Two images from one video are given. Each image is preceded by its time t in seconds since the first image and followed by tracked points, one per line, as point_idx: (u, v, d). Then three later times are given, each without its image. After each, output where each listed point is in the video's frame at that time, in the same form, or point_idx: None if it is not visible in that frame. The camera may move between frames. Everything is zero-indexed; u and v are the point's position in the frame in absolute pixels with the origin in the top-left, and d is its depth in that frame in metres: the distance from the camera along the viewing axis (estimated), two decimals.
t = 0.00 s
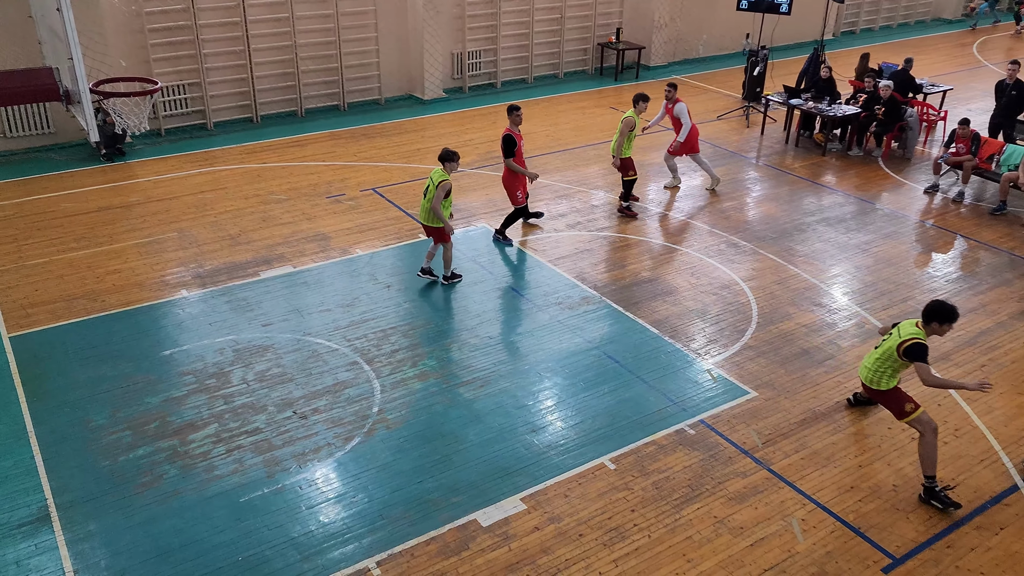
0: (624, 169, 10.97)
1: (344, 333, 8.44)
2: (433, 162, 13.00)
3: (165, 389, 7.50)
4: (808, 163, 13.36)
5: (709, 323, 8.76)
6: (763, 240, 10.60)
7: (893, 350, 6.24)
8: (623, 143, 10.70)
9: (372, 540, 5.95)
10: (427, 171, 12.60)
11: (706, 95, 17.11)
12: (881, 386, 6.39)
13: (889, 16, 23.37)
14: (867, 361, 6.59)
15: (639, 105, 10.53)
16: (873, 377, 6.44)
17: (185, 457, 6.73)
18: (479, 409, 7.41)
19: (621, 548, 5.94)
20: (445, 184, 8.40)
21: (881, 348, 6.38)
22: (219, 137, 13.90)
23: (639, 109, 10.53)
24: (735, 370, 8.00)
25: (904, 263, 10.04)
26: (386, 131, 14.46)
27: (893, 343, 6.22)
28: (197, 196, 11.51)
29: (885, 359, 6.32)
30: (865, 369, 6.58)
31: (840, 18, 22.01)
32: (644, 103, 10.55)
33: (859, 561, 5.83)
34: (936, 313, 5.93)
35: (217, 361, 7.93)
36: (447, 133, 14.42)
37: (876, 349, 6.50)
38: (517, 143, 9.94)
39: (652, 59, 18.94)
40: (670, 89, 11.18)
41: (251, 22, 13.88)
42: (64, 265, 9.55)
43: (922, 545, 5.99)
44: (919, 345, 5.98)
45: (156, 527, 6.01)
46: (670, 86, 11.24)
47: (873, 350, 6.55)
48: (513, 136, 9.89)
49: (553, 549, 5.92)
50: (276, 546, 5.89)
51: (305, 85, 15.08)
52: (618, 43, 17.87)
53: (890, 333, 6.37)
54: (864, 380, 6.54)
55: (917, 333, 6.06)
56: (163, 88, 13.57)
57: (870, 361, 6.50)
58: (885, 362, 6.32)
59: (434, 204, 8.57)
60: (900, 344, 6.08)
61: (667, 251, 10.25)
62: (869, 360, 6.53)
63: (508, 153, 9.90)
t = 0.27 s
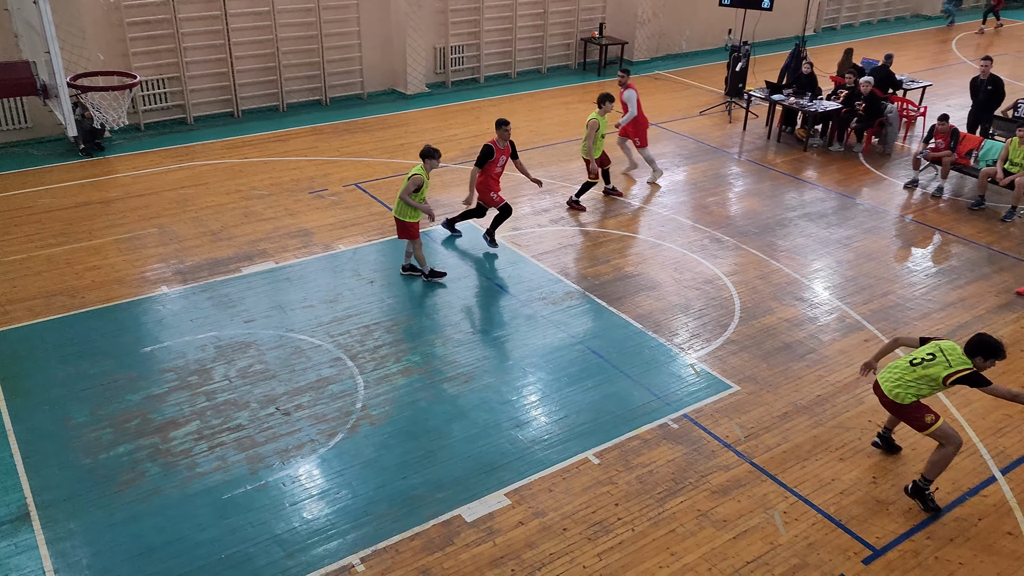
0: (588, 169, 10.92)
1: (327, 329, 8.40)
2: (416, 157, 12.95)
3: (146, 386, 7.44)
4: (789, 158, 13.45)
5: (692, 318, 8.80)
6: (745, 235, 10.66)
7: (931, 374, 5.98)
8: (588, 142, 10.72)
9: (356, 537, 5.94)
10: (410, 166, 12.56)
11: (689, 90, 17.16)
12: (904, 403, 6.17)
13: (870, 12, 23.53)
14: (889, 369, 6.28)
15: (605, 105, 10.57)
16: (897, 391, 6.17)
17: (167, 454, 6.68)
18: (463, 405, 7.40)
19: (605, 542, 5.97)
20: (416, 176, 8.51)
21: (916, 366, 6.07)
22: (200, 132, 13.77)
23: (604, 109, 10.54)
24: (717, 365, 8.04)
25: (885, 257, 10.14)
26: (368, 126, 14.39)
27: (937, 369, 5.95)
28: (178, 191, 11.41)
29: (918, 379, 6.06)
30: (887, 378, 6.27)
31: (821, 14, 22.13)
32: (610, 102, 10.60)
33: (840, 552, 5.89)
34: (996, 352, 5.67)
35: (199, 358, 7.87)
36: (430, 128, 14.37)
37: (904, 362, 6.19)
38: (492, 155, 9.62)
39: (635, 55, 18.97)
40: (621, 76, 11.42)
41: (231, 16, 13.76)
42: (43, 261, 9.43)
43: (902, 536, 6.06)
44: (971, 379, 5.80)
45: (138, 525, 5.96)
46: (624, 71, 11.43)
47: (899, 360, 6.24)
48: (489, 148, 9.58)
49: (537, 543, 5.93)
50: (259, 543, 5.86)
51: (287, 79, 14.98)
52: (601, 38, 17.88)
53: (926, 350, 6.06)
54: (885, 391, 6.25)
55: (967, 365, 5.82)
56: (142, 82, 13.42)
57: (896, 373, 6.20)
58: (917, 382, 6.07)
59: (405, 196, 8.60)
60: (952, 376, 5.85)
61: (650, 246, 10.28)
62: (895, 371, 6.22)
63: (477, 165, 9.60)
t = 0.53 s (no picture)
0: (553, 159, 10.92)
1: (309, 325, 8.36)
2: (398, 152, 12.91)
3: (125, 384, 7.37)
4: (770, 153, 13.53)
5: (674, 313, 8.84)
6: (726, 230, 10.71)
7: (948, 404, 5.84)
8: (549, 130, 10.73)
9: (339, 533, 5.92)
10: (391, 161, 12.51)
11: (670, 85, 17.21)
12: (918, 429, 5.96)
13: (848, 9, 23.70)
14: (902, 392, 6.10)
15: (564, 93, 10.57)
16: (910, 415, 5.98)
17: (147, 452, 6.62)
18: (446, 400, 7.39)
19: (588, 536, 5.99)
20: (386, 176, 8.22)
21: (934, 392, 5.93)
22: (178, 126, 13.64)
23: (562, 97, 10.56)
24: (699, 359, 8.09)
25: (864, 252, 10.23)
26: (349, 121, 14.32)
27: (955, 400, 5.83)
28: (156, 187, 11.30)
29: (934, 406, 5.90)
30: (901, 399, 6.06)
31: (801, 10, 22.26)
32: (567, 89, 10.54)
33: (821, 544, 5.95)
34: (1012, 390, 5.66)
35: (179, 355, 7.80)
36: (411, 123, 14.32)
37: (920, 386, 6.05)
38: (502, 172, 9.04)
39: (616, 50, 19.00)
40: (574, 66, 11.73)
41: (210, 10, 13.64)
42: (19, 258, 9.31)
43: (881, 528, 6.13)
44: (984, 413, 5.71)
45: (118, 523, 5.91)
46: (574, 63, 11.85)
47: (914, 385, 6.09)
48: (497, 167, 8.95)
49: (520, 538, 5.94)
50: (241, 540, 5.83)
51: (267, 74, 14.87)
52: (582, 34, 17.89)
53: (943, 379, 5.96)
54: (899, 412, 6.03)
55: (983, 399, 5.75)
56: (119, 76, 13.27)
57: (910, 396, 6.02)
58: (933, 409, 5.90)
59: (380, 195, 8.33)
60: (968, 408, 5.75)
61: (632, 241, 10.31)
62: (908, 395, 6.04)
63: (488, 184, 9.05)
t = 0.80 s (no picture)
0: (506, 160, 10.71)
1: (290, 321, 8.31)
2: (379, 147, 12.85)
3: (104, 381, 7.30)
4: (751, 148, 13.59)
5: (656, 307, 8.87)
6: (708, 225, 10.76)
7: (949, 392, 5.92)
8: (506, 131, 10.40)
9: (321, 529, 5.90)
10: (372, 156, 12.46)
11: (652, 80, 17.24)
12: (928, 423, 5.98)
13: (828, 4, 23.84)
14: (899, 389, 6.13)
15: (520, 94, 10.08)
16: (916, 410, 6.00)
17: (126, 450, 6.56)
18: (428, 396, 7.39)
19: (571, 530, 6.00)
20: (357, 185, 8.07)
21: (932, 383, 5.98)
22: (157, 121, 13.51)
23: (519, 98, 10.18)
24: (681, 353, 8.12)
25: (844, 246, 10.31)
26: (330, 116, 14.24)
27: (954, 385, 5.92)
28: (135, 182, 11.19)
29: (936, 398, 5.94)
30: (905, 399, 6.05)
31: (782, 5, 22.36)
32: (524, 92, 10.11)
33: (801, 536, 6.00)
34: (1002, 367, 5.89)
35: (159, 352, 7.74)
36: (393, 118, 14.26)
37: (914, 379, 6.10)
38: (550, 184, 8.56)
39: (598, 45, 19.01)
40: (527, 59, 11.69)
41: (188, 3, 13.51)
42: None
43: (860, 519, 6.19)
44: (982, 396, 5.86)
45: (97, 522, 5.86)
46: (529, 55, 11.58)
47: (908, 379, 6.12)
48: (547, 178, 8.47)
49: (503, 533, 5.95)
50: (222, 538, 5.80)
51: (246, 68, 14.75)
52: (565, 28, 17.88)
53: (934, 368, 6.05)
54: (908, 411, 6.03)
55: (977, 380, 5.92)
56: (96, 70, 13.11)
57: (910, 391, 6.05)
58: (937, 400, 5.95)
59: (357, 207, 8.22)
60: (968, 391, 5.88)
61: (614, 235, 10.33)
62: (908, 390, 6.06)
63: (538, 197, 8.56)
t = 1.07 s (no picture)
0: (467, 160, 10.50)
1: (273, 318, 8.27)
2: (362, 143, 12.80)
3: (85, 379, 7.23)
4: (733, 144, 13.66)
5: (639, 302, 8.90)
6: (691, 220, 10.80)
7: (934, 385, 5.93)
8: (469, 129, 10.18)
9: (305, 526, 5.88)
10: (355, 152, 12.41)
11: (635, 76, 17.28)
12: (916, 421, 6.00)
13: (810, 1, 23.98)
14: (886, 388, 6.14)
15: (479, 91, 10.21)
16: (908, 409, 6.01)
17: (108, 448, 6.51)
18: (412, 392, 7.38)
19: (555, 525, 6.02)
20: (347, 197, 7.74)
21: (915, 379, 5.99)
22: (137, 117, 13.39)
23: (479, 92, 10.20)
24: (664, 348, 8.16)
25: (825, 241, 10.38)
26: (313, 111, 14.17)
27: (939, 378, 5.93)
28: (114, 178, 11.09)
29: (924, 394, 5.95)
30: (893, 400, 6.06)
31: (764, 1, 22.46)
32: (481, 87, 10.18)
33: (784, 529, 6.04)
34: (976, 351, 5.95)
35: (140, 349, 7.68)
36: (376, 113, 14.21)
37: (898, 376, 6.11)
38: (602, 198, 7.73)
39: (582, 40, 19.02)
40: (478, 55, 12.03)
41: None
42: None
43: (842, 511, 6.25)
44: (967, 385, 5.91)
45: (79, 521, 5.81)
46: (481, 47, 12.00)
47: (893, 377, 6.13)
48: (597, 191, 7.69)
49: (488, 528, 5.95)
50: (206, 536, 5.76)
51: (228, 63, 14.65)
52: (548, 24, 17.87)
53: (916, 363, 6.06)
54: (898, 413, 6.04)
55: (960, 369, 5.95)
56: (75, 65, 12.97)
57: (898, 389, 6.06)
58: (925, 397, 5.95)
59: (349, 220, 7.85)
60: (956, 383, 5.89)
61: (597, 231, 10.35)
62: (895, 389, 6.07)
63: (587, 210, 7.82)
